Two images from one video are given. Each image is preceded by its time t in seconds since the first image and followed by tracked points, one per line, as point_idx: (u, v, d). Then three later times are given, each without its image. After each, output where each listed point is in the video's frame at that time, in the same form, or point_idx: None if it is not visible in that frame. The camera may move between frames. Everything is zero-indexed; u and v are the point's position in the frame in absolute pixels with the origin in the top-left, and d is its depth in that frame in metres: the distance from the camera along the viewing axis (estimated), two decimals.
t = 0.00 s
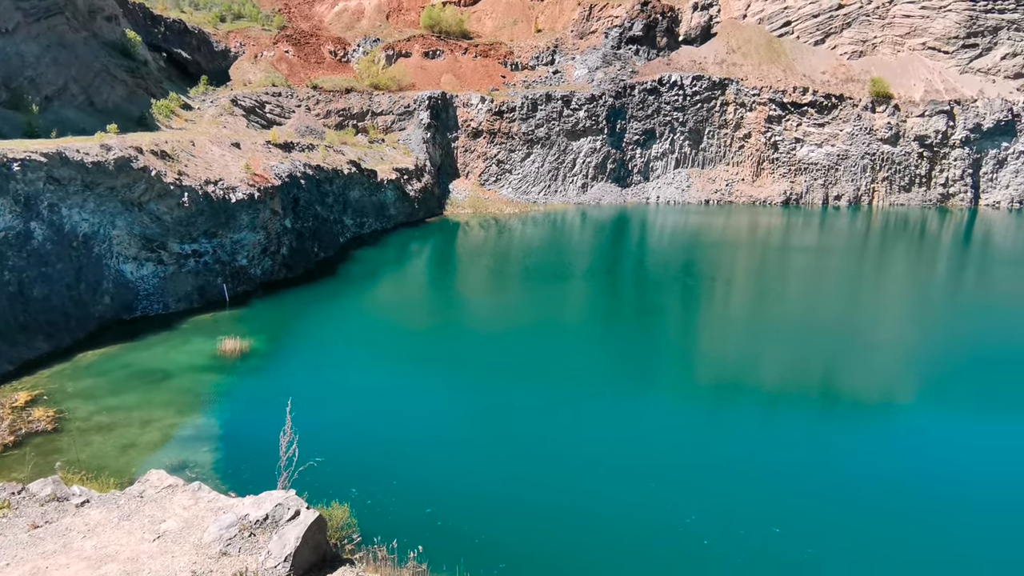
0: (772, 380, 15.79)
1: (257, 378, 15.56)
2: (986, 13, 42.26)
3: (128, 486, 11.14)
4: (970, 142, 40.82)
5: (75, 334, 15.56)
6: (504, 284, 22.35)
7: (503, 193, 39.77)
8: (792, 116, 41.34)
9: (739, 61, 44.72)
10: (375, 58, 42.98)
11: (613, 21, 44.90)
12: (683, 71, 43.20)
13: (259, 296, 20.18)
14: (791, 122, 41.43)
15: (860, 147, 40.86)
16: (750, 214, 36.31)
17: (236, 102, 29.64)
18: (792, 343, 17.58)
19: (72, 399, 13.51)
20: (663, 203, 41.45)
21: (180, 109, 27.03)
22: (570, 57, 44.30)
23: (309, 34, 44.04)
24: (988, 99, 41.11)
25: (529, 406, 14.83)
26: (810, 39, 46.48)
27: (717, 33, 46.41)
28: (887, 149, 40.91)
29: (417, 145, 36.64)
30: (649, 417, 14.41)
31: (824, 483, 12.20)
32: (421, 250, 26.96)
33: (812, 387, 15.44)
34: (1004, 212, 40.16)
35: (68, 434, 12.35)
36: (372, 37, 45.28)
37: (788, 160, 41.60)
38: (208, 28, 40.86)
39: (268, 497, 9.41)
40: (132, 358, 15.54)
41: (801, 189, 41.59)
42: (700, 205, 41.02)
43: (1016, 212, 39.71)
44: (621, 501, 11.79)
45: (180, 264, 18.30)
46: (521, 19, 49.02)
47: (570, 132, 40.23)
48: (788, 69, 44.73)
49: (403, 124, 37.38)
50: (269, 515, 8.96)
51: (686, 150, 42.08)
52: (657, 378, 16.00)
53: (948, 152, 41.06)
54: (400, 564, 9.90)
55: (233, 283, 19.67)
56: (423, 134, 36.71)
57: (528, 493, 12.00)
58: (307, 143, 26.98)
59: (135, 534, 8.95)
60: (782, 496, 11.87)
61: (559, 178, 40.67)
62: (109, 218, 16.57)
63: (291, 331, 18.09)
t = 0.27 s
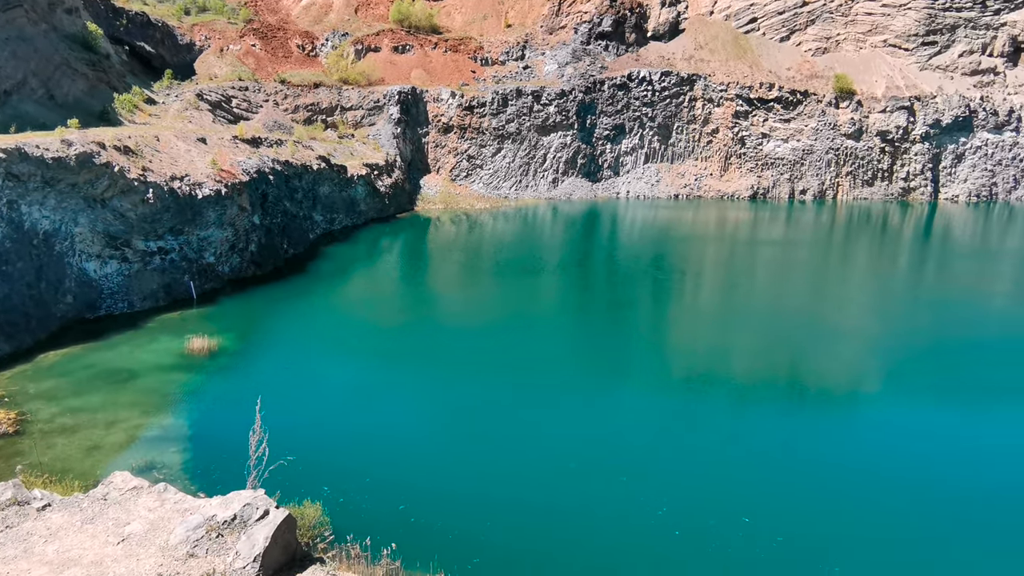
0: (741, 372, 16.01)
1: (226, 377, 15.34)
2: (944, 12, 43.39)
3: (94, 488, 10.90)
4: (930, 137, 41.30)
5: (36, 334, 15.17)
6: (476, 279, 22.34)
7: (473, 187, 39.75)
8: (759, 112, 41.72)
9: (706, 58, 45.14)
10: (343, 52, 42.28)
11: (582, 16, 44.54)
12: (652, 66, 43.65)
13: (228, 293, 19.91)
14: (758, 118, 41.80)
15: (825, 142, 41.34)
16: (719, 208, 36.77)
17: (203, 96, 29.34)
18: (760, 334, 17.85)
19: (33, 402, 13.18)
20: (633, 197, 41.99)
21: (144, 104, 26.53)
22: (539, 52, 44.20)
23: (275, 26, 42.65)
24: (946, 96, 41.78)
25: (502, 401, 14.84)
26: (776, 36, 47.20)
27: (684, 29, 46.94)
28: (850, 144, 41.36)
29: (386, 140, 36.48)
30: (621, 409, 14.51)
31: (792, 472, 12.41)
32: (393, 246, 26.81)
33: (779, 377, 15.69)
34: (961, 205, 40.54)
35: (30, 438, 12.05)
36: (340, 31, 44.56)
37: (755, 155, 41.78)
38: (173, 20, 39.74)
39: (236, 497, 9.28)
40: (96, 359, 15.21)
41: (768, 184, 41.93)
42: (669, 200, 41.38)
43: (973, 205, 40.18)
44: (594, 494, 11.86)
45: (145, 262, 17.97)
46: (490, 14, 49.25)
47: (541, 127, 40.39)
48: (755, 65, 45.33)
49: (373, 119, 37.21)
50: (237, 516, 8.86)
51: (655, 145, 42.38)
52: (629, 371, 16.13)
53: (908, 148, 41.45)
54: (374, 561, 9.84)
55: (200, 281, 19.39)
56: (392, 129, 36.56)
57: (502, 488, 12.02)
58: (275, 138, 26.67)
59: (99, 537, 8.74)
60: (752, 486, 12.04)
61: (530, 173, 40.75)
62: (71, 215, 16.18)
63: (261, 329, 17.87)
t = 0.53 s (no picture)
0: (716, 362, 16.16)
1: (198, 374, 15.12)
2: (911, 7, 43.62)
3: (64, 489, 10.70)
4: (897, 130, 42.27)
5: (2, 333, 14.83)
6: (452, 272, 22.28)
7: (448, 181, 39.49)
8: (731, 105, 42.15)
9: (680, 51, 45.15)
10: (316, 45, 41.82)
11: (556, 10, 44.35)
12: (626, 60, 43.78)
13: (200, 289, 19.65)
14: (731, 111, 42.26)
15: (796, 135, 41.92)
16: (692, 201, 37.10)
17: (172, 89, 28.78)
18: (733, 325, 18.06)
19: None
20: (608, 189, 41.74)
21: (110, 97, 26.02)
22: (514, 45, 43.99)
23: (246, 18, 42.00)
24: (913, 89, 42.52)
25: (479, 394, 14.81)
26: (747, 30, 47.02)
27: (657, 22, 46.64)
28: (821, 137, 42.01)
29: (361, 133, 36.02)
30: (598, 401, 14.56)
31: (766, 461, 12.58)
32: (368, 240, 26.63)
33: (753, 367, 15.89)
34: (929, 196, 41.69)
35: None
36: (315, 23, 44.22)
37: (728, 149, 42.43)
38: (139, 11, 39.05)
39: (209, 495, 9.16)
40: (64, 357, 14.92)
41: (740, 176, 42.40)
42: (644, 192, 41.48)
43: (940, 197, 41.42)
44: (572, 486, 11.92)
45: (115, 258, 17.65)
46: (464, 6, 48.33)
47: (516, 120, 40.20)
48: (727, 58, 45.37)
49: (348, 112, 36.77)
50: (210, 514, 8.75)
51: (630, 138, 42.45)
52: (605, 363, 16.19)
53: (877, 140, 42.39)
54: (352, 557, 9.79)
55: (171, 277, 19.11)
56: (367, 122, 36.19)
57: (479, 481, 12.03)
58: (247, 131, 26.31)
59: (68, 538, 8.56)
60: (727, 475, 12.19)
61: (506, 167, 40.58)
62: (36, 210, 15.79)
63: (234, 325, 17.65)
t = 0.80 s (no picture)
0: (694, 352, 16.30)
1: (174, 370, 14.95)
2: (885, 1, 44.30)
3: (38, 488, 10.54)
4: (871, 122, 42.32)
5: None
6: (431, 266, 22.23)
7: (427, 174, 39.18)
8: (708, 98, 42.32)
9: (657, 44, 45.11)
10: (291, 37, 40.50)
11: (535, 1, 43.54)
12: (604, 52, 43.49)
13: (175, 285, 19.43)
14: (708, 104, 42.43)
15: (772, 128, 42.15)
16: (670, 193, 37.31)
17: (144, 82, 28.17)
18: (711, 315, 18.22)
19: None
20: (587, 182, 41.87)
21: (81, 89, 25.49)
22: (493, 37, 43.25)
23: (219, 8, 40.84)
24: (886, 82, 42.66)
25: (459, 387, 14.81)
26: (724, 22, 47.36)
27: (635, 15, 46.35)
28: (797, 129, 42.31)
29: (338, 126, 35.89)
30: (578, 392, 14.63)
31: (744, 449, 12.74)
32: (346, 234, 26.46)
33: (730, 356, 16.05)
34: (901, 187, 42.05)
35: None
36: (288, 14, 43.01)
37: (705, 142, 42.56)
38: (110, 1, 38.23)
39: (186, 492, 9.07)
40: (37, 355, 14.68)
41: (717, 168, 42.64)
42: (623, 184, 41.41)
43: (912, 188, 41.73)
44: (552, 477, 11.98)
45: (87, 253, 17.37)
46: None
47: (494, 113, 39.91)
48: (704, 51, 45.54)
49: (324, 105, 36.50)
50: (187, 511, 8.68)
51: (608, 131, 42.35)
52: (585, 354, 16.26)
53: (851, 132, 42.54)
54: (333, 552, 9.76)
55: (146, 272, 18.87)
56: (345, 115, 35.97)
57: (460, 473, 12.04)
58: (222, 125, 25.98)
59: (41, 538, 8.40)
60: (705, 464, 12.32)
61: (485, 159, 40.34)
62: (5, 206, 15.42)
63: (211, 321, 17.47)
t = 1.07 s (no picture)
0: (674, 346, 16.40)
1: (152, 370, 14.79)
2: None
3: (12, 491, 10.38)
4: (846, 118, 42.79)
5: None
6: (411, 263, 22.18)
7: (407, 171, 38.86)
8: (687, 94, 42.31)
9: (636, 40, 44.50)
10: (269, 32, 40.63)
11: None
12: (583, 49, 43.19)
13: (152, 284, 19.21)
14: (687, 100, 42.33)
15: (750, 124, 42.25)
16: (649, 189, 37.43)
17: (117, 78, 27.57)
18: (690, 311, 18.33)
19: None
20: (567, 178, 41.44)
21: (53, 85, 25.07)
22: (472, 33, 43.02)
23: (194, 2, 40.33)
24: (862, 79, 43.21)
25: (441, 384, 14.79)
26: (702, 19, 47.35)
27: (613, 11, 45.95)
28: (774, 126, 42.48)
29: (316, 124, 35.27)
30: (559, 388, 14.67)
31: (723, 443, 12.84)
32: (326, 231, 26.30)
33: (710, 351, 16.15)
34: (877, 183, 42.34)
35: None
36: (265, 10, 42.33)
37: (684, 137, 42.53)
38: None
39: (163, 493, 8.96)
40: (11, 356, 14.46)
41: (697, 164, 42.55)
42: (603, 180, 41.19)
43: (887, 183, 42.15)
44: (534, 473, 12.02)
45: (62, 252, 17.10)
46: None
47: (473, 109, 39.65)
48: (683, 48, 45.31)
49: (302, 102, 35.96)
50: (165, 511, 8.57)
51: (587, 127, 42.29)
52: (566, 350, 16.31)
53: (827, 129, 42.96)
54: (314, 551, 9.73)
55: (122, 271, 18.64)
56: (322, 112, 35.39)
57: (442, 471, 12.03)
58: (198, 121, 25.69)
59: (15, 541, 8.28)
60: (686, 458, 12.41)
61: (465, 156, 40.06)
62: None
63: (189, 320, 17.30)
